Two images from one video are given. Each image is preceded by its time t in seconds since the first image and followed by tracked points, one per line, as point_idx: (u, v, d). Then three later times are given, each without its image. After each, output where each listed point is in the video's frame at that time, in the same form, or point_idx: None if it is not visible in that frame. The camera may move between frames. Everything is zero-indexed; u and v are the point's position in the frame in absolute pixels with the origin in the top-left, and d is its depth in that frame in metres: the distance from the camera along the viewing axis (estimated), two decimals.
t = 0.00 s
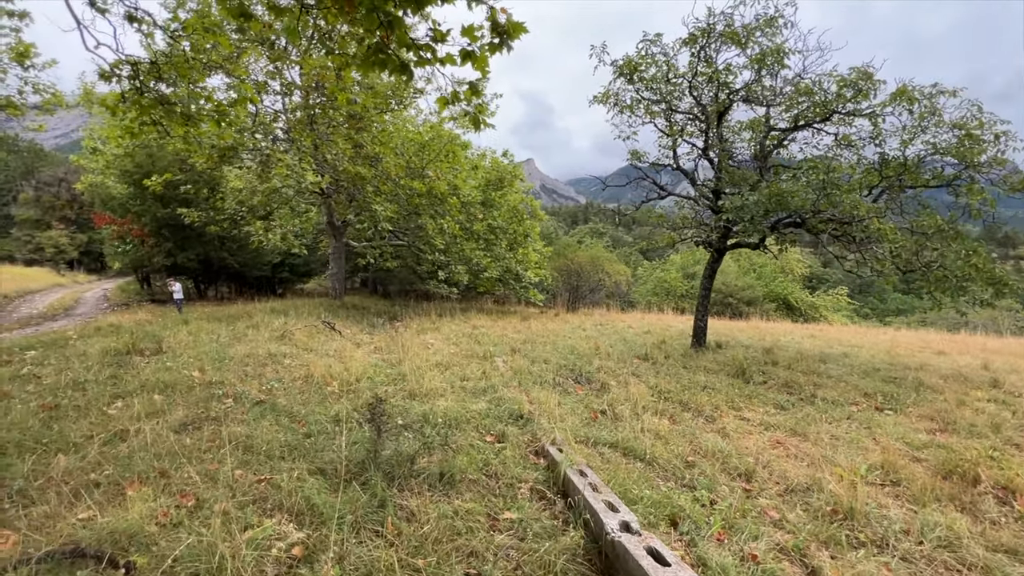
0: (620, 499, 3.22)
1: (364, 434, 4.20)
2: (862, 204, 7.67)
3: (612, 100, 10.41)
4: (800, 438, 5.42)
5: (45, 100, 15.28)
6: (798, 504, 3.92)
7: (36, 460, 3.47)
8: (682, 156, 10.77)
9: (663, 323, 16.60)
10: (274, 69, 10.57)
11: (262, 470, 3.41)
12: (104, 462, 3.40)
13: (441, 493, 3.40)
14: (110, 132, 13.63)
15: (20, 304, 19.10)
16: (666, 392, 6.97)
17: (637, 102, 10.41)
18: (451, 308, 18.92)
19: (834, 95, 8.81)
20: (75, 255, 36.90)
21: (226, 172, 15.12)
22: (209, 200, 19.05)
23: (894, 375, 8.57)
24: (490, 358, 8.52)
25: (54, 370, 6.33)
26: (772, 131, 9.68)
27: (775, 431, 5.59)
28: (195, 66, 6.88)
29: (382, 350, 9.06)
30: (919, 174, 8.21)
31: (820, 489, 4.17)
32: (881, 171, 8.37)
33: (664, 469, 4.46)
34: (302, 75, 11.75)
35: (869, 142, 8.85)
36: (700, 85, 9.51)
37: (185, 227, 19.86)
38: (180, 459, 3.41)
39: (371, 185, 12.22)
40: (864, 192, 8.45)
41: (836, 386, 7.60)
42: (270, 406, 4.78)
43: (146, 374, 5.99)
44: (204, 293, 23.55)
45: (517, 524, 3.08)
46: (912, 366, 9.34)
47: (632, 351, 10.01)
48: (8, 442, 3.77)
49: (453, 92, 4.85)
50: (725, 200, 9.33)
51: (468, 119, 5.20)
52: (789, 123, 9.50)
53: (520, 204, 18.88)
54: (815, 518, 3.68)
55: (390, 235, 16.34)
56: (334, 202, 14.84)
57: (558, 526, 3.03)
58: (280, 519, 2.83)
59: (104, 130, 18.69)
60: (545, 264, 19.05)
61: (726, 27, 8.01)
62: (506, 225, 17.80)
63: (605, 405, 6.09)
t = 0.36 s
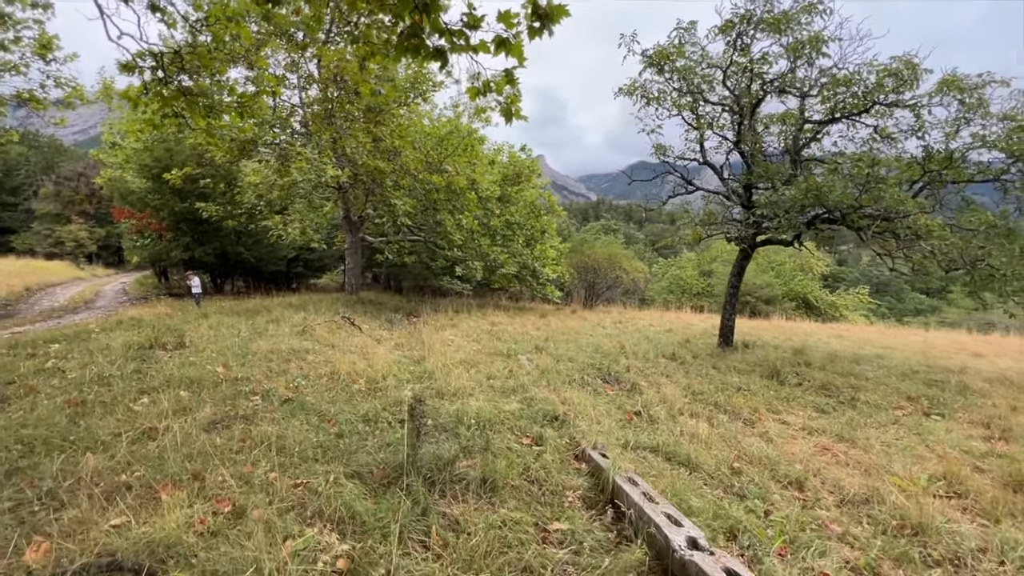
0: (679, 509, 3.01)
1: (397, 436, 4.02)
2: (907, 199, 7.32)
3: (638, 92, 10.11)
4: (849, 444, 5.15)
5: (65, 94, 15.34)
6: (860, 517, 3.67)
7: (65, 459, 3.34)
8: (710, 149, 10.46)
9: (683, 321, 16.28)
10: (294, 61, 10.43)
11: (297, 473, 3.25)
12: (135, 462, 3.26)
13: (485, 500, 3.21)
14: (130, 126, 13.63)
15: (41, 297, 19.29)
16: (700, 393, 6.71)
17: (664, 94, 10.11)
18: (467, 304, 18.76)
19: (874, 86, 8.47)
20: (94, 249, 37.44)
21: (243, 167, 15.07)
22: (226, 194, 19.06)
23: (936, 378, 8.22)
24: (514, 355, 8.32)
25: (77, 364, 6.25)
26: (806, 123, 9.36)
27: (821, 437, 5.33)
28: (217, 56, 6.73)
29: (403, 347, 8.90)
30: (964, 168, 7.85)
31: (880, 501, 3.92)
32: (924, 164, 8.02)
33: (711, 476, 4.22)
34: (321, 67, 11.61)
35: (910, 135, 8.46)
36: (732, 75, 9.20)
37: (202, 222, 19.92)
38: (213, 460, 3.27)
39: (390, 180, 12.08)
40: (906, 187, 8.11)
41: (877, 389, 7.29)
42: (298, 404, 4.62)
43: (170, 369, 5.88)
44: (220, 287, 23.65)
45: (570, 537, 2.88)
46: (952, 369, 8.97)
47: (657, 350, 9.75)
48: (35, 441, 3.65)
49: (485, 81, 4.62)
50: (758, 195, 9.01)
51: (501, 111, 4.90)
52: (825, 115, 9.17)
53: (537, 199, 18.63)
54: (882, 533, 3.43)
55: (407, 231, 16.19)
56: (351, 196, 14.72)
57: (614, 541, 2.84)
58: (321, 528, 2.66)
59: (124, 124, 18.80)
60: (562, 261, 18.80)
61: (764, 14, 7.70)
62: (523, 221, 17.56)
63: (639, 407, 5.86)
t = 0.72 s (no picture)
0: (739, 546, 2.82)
1: (427, 452, 3.83)
2: (951, 201, 6.98)
3: (664, 87, 9.81)
4: (896, 462, 4.89)
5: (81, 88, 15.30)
6: (923, 547, 3.43)
7: (84, 475, 3.19)
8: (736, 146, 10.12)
9: (701, 321, 15.98)
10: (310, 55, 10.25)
11: (326, 495, 3.07)
12: (156, 481, 3.10)
13: (525, 527, 3.01)
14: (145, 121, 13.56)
15: (57, 291, 19.39)
16: (731, 402, 6.45)
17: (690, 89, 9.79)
18: (481, 301, 18.57)
19: (914, 81, 8.11)
20: (108, 242, 37.77)
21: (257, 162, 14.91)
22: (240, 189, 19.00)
23: (975, 387, 7.89)
24: (535, 358, 8.12)
25: (95, 366, 6.14)
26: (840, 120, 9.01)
27: (865, 452, 5.07)
28: (234, 51, 6.54)
29: (421, 349, 8.73)
30: (1010, 167, 7.49)
31: (942, 529, 3.67)
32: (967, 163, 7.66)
33: (756, 497, 3.98)
34: (337, 61, 11.40)
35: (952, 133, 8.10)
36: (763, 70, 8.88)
37: (216, 217, 19.90)
38: (237, 480, 3.10)
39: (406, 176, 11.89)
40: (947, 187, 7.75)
41: (915, 399, 6.99)
42: (321, 414, 4.44)
43: (188, 373, 5.73)
44: (233, 282, 23.66)
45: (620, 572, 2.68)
46: (990, 376, 8.62)
47: (681, 354, 9.48)
48: (53, 453, 3.50)
49: (511, 76, 4.39)
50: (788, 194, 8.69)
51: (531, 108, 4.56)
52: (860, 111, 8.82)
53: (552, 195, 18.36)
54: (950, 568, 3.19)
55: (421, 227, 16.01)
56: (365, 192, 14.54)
57: None
58: (357, 563, 2.48)
59: (139, 119, 18.78)
60: (577, 258, 18.50)
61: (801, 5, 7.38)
62: (538, 218, 17.28)
63: (671, 417, 5.62)
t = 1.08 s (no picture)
0: None
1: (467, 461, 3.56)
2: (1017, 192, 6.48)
3: (699, 72, 9.37)
4: (968, 475, 4.51)
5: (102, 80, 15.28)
6: None
7: (107, 483, 3.00)
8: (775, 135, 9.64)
9: (728, 317, 15.51)
10: (332, 42, 9.98)
11: (364, 510, 2.84)
12: (183, 491, 2.90)
13: (582, 550, 2.74)
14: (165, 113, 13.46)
15: (81, 282, 19.56)
16: (777, 405, 6.08)
17: (727, 73, 9.30)
18: (500, 295, 18.32)
19: (976, 63, 7.55)
20: (130, 234, 38.29)
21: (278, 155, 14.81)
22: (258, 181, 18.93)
23: None
24: (564, 356, 7.83)
25: (118, 361, 6.00)
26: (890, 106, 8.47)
27: (932, 465, 4.69)
28: (256, 37, 6.29)
29: (445, 345, 8.49)
30: None
31: None
32: None
33: (823, 513, 3.66)
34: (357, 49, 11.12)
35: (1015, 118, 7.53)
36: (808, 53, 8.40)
37: (235, 209, 19.91)
38: (269, 492, 2.88)
39: (427, 167, 11.63)
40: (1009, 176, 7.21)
41: (974, 404, 6.55)
42: (351, 416, 4.21)
43: (212, 370, 5.56)
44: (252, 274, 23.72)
45: None
46: None
47: (714, 352, 9.10)
48: (76, 458, 3.32)
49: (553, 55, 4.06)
50: (833, 185, 8.20)
51: (574, 91, 4.18)
52: (912, 97, 8.28)
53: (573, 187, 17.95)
54: None
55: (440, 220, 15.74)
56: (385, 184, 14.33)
57: None
58: None
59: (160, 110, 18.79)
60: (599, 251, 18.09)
61: None
62: (559, 210, 16.87)
63: (717, 422, 5.29)
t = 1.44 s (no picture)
0: None
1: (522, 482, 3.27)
2: None
3: (748, 53, 8.80)
4: None
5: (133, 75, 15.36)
6: None
7: (142, 503, 2.80)
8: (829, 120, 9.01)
9: (766, 314, 14.86)
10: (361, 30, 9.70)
11: (418, 543, 2.58)
12: (223, 516, 2.68)
13: None
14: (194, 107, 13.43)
15: (115, 275, 19.90)
16: (841, 414, 5.62)
17: (778, 55, 8.71)
18: (527, 289, 17.97)
19: None
20: (161, 227, 39.14)
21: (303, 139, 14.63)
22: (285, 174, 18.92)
23: None
24: (603, 357, 7.46)
25: (152, 360, 5.88)
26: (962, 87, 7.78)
27: None
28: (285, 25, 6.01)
29: (478, 344, 8.21)
30: None
31: None
32: None
33: (921, 546, 3.26)
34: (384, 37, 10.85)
35: None
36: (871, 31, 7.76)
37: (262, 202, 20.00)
38: (314, 520, 2.64)
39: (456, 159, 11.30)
40: None
41: None
42: (393, 426, 3.95)
43: (246, 371, 5.38)
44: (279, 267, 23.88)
45: None
46: None
47: (761, 352, 8.59)
48: (109, 471, 3.13)
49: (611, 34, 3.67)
50: (897, 174, 7.58)
51: (634, 72, 3.80)
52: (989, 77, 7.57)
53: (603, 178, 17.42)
54: None
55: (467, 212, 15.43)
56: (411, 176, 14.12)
57: None
58: None
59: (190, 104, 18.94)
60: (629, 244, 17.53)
61: None
62: (589, 203, 16.37)
63: (780, 433, 4.88)
